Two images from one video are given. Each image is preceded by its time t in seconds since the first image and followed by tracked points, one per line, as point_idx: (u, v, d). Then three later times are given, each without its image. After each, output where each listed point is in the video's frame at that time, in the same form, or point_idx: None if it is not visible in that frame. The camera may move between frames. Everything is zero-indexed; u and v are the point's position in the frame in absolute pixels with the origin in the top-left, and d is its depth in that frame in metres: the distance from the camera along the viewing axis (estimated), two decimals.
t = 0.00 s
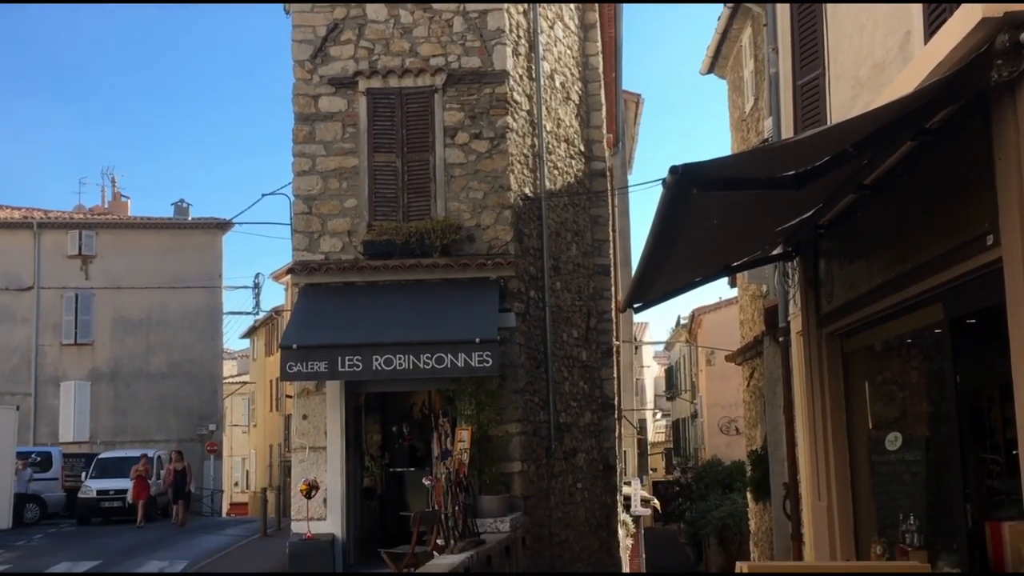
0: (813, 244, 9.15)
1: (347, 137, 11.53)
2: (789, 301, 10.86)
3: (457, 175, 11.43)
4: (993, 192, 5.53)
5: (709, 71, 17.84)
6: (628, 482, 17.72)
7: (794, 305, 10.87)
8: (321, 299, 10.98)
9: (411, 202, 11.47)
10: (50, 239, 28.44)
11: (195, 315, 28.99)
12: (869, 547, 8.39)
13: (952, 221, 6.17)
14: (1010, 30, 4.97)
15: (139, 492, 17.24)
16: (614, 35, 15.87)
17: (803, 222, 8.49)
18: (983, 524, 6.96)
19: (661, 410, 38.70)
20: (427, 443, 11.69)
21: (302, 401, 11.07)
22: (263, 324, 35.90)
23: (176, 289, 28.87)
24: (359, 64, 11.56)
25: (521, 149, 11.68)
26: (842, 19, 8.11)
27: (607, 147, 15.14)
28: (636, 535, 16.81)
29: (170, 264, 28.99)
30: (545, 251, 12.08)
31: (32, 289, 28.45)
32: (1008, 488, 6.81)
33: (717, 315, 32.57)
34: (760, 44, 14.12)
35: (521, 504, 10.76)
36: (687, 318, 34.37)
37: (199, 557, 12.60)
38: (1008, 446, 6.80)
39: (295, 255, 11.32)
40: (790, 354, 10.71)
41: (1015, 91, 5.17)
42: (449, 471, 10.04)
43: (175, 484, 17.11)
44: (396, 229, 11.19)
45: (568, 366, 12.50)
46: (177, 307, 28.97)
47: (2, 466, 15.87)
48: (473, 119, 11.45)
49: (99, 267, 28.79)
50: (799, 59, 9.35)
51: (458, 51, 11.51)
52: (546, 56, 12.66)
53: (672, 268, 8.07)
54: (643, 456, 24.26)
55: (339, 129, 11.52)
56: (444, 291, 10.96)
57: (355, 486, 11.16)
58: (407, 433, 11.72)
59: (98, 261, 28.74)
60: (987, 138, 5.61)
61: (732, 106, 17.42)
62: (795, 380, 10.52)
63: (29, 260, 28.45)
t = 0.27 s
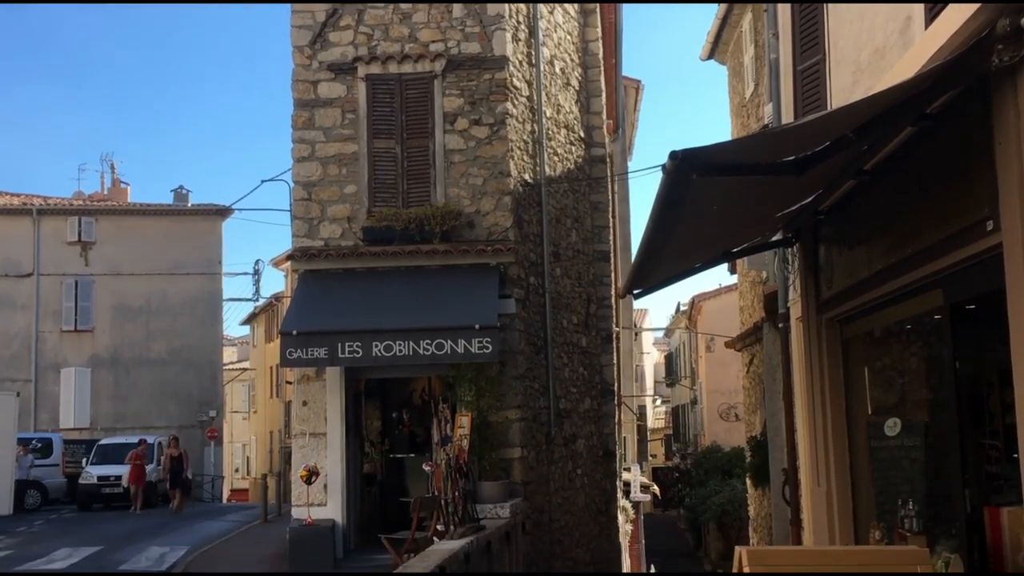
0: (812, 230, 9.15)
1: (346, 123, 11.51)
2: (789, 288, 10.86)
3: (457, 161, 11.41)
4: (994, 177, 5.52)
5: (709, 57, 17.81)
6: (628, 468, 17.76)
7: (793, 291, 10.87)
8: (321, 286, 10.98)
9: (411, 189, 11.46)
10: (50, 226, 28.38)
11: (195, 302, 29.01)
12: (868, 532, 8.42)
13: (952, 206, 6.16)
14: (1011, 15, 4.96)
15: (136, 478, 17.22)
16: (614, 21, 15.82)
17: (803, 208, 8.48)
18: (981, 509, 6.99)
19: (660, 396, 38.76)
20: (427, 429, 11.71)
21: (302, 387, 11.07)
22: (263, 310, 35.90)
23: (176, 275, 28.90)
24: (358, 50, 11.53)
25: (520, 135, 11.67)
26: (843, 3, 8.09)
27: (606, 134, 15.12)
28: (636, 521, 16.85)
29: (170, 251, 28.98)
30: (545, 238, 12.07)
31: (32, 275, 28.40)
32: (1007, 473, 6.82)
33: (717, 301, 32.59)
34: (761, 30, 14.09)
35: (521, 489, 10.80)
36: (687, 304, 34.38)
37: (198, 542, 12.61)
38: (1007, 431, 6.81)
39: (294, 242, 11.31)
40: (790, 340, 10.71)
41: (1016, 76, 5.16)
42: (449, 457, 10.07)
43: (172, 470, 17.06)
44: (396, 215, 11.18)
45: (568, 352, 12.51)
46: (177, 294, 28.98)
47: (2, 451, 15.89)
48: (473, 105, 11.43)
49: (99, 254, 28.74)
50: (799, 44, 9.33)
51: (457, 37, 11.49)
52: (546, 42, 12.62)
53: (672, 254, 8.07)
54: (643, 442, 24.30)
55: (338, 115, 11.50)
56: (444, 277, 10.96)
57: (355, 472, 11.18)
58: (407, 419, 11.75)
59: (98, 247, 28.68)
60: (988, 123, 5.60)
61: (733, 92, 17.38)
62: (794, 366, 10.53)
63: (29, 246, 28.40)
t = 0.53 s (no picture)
0: (812, 219, 9.14)
1: (346, 112, 11.48)
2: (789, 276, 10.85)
3: (457, 149, 11.40)
4: (994, 165, 5.52)
5: (709, 46, 17.76)
6: (628, 457, 17.78)
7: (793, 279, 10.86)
8: (321, 275, 10.97)
9: (411, 177, 11.45)
10: (50, 216, 28.38)
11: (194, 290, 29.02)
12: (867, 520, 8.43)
13: (952, 195, 6.17)
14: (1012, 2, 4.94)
15: (134, 468, 17.22)
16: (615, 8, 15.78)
17: (803, 197, 8.47)
18: (980, 498, 7.00)
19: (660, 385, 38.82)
20: (427, 417, 11.73)
21: (302, 376, 11.08)
22: (263, 300, 35.91)
23: (176, 265, 28.88)
24: (358, 39, 11.51)
25: (520, 124, 11.65)
26: None
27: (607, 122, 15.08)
28: (636, 510, 16.89)
29: (170, 240, 28.95)
30: (545, 227, 12.06)
31: (31, 265, 28.32)
32: (1007, 462, 6.84)
33: (716, 290, 32.60)
34: (761, 19, 14.06)
35: (521, 478, 10.82)
36: (687, 293, 34.39)
37: (199, 531, 12.65)
38: (1006, 420, 6.82)
39: (294, 230, 11.29)
40: (790, 329, 10.72)
41: (1016, 64, 5.15)
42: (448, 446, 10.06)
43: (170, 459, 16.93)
44: (395, 204, 11.18)
45: (569, 341, 12.52)
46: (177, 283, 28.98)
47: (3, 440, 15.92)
48: (473, 93, 11.41)
49: (99, 244, 28.69)
50: (800, 32, 9.30)
51: (457, 25, 11.46)
52: (546, 30, 12.59)
53: (672, 243, 8.07)
54: (643, 431, 24.34)
55: (338, 104, 11.47)
56: (444, 266, 10.96)
57: (355, 461, 11.20)
58: (407, 408, 11.76)
59: (97, 237, 28.63)
60: (988, 111, 5.59)
61: (733, 80, 17.34)
62: (794, 355, 10.53)
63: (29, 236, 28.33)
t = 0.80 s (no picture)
0: (813, 207, 9.13)
1: (346, 100, 11.46)
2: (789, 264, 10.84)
3: (457, 137, 11.39)
4: (994, 152, 5.51)
5: (710, 33, 17.72)
6: (628, 445, 17.80)
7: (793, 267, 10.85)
8: (321, 263, 10.97)
9: (411, 165, 11.43)
10: (49, 204, 28.29)
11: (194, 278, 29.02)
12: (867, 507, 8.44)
13: (952, 182, 6.16)
14: None
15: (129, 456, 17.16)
16: None
17: (803, 184, 8.46)
18: (980, 485, 7.01)
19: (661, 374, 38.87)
20: (428, 405, 11.75)
21: (302, 364, 11.08)
22: (263, 288, 35.91)
23: (175, 253, 28.87)
24: (357, 26, 11.48)
25: (521, 112, 11.63)
26: None
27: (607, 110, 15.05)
28: (636, 498, 16.92)
29: (169, 229, 28.93)
30: (545, 215, 12.05)
31: (32, 253, 28.31)
32: (1006, 449, 6.84)
33: (716, 279, 32.61)
34: (762, 6, 14.02)
35: (521, 466, 10.83)
36: (687, 282, 34.39)
37: (200, 518, 12.67)
38: (1006, 407, 6.83)
39: (294, 218, 11.28)
40: (790, 317, 10.72)
41: (1018, 50, 5.13)
42: (449, 433, 10.06)
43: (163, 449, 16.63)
44: (395, 192, 11.17)
45: (568, 329, 12.52)
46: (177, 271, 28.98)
47: (4, 427, 15.95)
48: (473, 81, 11.39)
49: (99, 232, 28.66)
50: (801, 19, 9.27)
51: (457, 13, 11.43)
52: (546, 18, 12.55)
53: (673, 230, 8.07)
54: (643, 419, 24.37)
55: (337, 92, 11.44)
56: (444, 254, 10.95)
57: (355, 449, 11.20)
58: (407, 396, 11.78)
59: (97, 225, 28.58)
60: (989, 98, 5.58)
61: (733, 68, 17.31)
62: (794, 343, 10.54)
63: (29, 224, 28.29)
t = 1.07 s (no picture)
0: (813, 198, 9.12)
1: (346, 90, 11.44)
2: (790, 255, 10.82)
3: (457, 128, 11.38)
4: (995, 142, 5.51)
5: (710, 23, 17.68)
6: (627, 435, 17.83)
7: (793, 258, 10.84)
8: (321, 253, 10.96)
9: (411, 156, 11.42)
10: (50, 194, 28.25)
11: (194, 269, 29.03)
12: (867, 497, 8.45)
13: (952, 173, 6.16)
14: None
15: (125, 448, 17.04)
16: None
17: (803, 175, 8.45)
18: (980, 475, 7.02)
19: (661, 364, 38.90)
20: (428, 396, 11.75)
21: (302, 355, 11.09)
22: (263, 279, 35.90)
23: (175, 243, 28.89)
24: (357, 16, 11.45)
25: (521, 102, 11.61)
26: None
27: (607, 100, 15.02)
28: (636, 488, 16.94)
29: (169, 219, 28.91)
30: (546, 205, 12.04)
31: (32, 244, 28.25)
32: (1006, 439, 6.86)
33: (716, 269, 32.61)
34: None
35: (521, 456, 10.85)
36: (687, 272, 34.39)
37: (200, 509, 12.68)
38: (1006, 397, 6.85)
39: (294, 209, 11.27)
40: (790, 307, 10.72)
41: (1020, 40, 5.12)
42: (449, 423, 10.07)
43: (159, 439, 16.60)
44: (396, 182, 11.16)
45: (569, 319, 12.52)
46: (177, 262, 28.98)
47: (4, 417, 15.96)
48: (473, 71, 11.37)
49: (99, 223, 28.61)
50: (801, 9, 9.25)
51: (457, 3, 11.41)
52: (547, 8, 12.51)
53: (673, 220, 8.06)
54: (643, 409, 24.40)
55: (337, 82, 11.42)
56: (444, 245, 10.94)
57: (355, 439, 11.21)
58: (407, 386, 11.78)
59: (97, 215, 28.56)
60: (991, 89, 5.57)
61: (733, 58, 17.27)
62: (794, 334, 10.53)
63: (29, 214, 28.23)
